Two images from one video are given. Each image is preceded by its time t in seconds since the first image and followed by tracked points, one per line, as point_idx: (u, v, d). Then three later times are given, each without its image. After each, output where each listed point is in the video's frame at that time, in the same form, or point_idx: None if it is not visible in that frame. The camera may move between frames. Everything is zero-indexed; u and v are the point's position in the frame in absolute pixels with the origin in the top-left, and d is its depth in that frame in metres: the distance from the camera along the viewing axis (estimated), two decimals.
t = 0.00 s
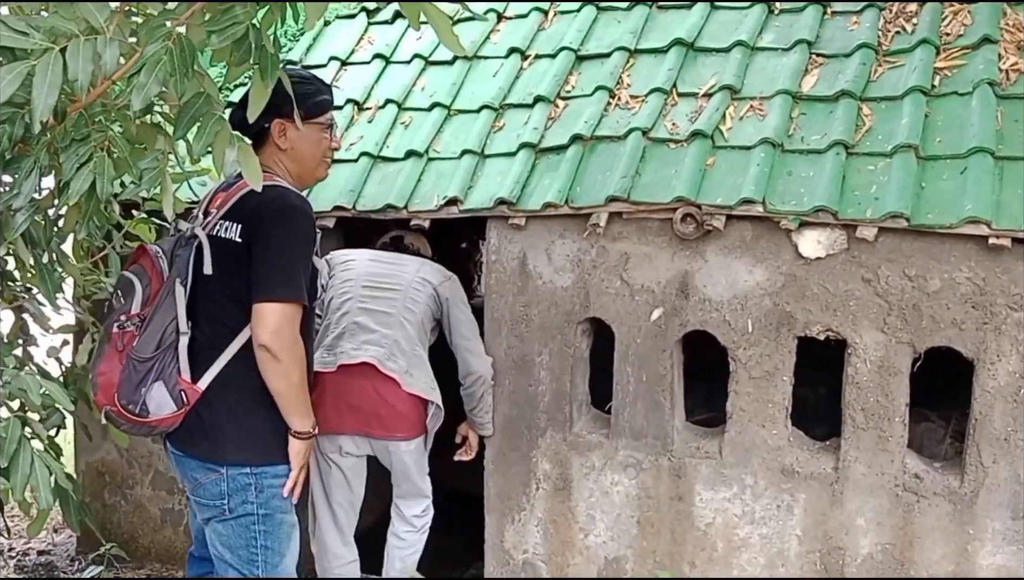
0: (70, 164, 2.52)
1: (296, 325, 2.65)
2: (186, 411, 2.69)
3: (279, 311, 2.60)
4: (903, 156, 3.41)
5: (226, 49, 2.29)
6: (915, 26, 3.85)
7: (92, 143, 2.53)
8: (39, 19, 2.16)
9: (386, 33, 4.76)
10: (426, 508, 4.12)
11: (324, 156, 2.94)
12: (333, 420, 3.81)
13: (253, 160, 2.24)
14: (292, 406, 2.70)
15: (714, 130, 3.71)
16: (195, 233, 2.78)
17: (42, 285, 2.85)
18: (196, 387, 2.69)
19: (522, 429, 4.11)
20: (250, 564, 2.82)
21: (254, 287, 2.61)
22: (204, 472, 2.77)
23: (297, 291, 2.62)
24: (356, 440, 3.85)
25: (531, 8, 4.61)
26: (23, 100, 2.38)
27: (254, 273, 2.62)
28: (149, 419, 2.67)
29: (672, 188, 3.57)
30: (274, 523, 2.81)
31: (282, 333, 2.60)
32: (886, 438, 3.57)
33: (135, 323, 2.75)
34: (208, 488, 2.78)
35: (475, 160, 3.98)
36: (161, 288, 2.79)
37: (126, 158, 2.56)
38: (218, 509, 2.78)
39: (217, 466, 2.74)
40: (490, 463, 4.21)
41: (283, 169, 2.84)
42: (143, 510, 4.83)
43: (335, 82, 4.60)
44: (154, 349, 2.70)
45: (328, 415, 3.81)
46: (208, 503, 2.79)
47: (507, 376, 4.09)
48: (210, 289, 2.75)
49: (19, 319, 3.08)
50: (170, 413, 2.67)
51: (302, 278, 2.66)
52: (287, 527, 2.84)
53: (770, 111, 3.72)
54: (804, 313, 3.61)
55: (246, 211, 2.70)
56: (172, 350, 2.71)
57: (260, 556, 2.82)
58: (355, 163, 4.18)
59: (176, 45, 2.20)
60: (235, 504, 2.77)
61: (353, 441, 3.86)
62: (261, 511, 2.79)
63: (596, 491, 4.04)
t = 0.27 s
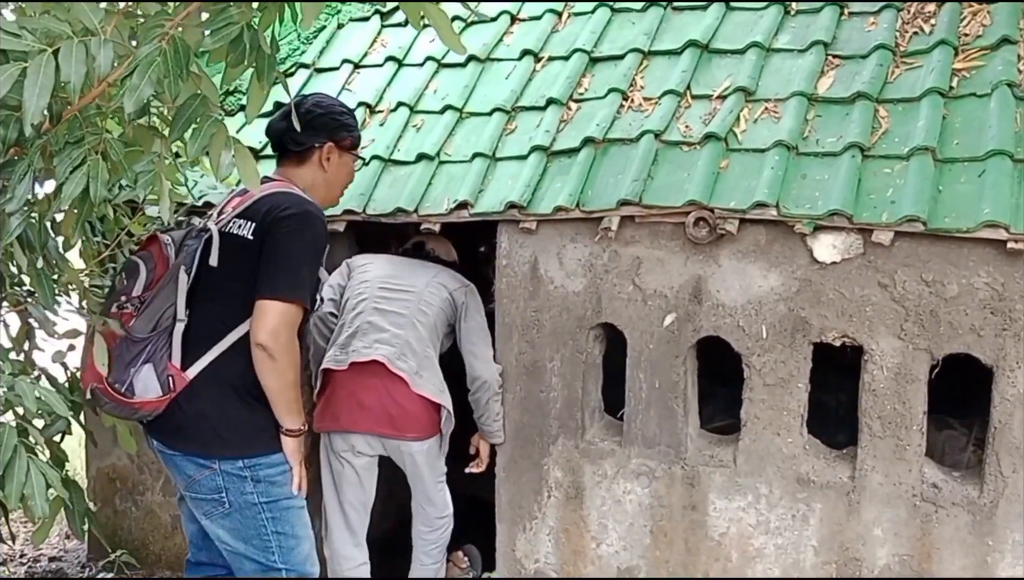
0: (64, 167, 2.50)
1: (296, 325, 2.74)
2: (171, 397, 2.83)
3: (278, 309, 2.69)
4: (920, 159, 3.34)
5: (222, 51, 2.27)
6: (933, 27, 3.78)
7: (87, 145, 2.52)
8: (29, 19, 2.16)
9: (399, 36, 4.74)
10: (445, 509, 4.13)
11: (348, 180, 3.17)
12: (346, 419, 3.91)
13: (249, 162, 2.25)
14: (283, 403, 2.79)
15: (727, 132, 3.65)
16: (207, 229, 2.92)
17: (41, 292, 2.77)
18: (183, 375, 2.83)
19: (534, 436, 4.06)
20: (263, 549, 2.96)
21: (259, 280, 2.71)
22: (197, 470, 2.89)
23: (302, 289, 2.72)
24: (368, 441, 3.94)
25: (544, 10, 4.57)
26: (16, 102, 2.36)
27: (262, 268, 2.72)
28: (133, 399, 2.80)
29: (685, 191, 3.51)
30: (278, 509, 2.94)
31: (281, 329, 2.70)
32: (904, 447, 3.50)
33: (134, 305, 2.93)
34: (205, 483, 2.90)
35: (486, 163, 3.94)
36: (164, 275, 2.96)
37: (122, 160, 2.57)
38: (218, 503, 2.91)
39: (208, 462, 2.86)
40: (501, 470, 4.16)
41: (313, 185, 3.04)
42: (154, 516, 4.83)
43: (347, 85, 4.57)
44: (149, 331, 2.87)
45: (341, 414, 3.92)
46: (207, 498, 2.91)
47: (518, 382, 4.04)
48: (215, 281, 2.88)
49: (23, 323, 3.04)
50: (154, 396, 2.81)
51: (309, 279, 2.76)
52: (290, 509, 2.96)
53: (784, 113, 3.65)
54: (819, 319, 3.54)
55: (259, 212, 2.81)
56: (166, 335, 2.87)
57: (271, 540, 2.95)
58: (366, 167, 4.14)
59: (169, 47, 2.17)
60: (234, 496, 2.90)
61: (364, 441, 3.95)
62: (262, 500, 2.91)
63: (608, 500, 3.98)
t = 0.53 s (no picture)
0: (54, 170, 2.58)
1: (317, 343, 2.76)
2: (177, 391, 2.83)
3: (300, 324, 2.70)
4: (936, 161, 3.27)
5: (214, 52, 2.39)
6: (950, 27, 3.70)
7: (80, 147, 2.61)
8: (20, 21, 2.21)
9: (411, 38, 4.71)
10: (474, 511, 4.31)
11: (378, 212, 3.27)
12: (379, 405, 4.07)
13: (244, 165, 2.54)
14: (295, 416, 2.81)
15: (739, 135, 3.59)
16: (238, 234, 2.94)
17: (35, 292, 2.79)
18: (192, 372, 2.84)
19: (544, 443, 4.01)
20: (272, 545, 2.99)
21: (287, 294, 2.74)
22: (203, 473, 2.88)
23: (328, 309, 2.74)
24: (397, 432, 4.10)
25: (557, 11, 4.52)
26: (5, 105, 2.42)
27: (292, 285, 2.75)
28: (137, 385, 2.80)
29: (696, 195, 3.45)
30: (286, 506, 2.96)
31: (302, 344, 2.71)
32: (920, 456, 3.42)
33: (155, 295, 2.96)
34: (210, 485, 2.89)
35: (496, 166, 3.89)
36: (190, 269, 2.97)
37: (114, 163, 2.67)
38: (225, 504, 2.92)
39: (216, 464, 2.86)
40: (511, 478, 4.11)
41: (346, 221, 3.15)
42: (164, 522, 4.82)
43: (358, 88, 4.54)
44: (166, 322, 2.88)
45: (373, 400, 4.07)
46: (212, 500, 2.91)
47: (528, 388, 3.99)
48: (240, 286, 2.89)
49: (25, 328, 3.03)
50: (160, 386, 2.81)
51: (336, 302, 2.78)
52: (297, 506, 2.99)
53: (798, 115, 3.59)
54: (833, 325, 3.47)
55: (300, 229, 2.85)
56: (183, 329, 2.88)
57: (280, 535, 2.99)
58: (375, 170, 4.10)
59: (159, 48, 2.24)
60: (242, 496, 2.91)
61: (393, 432, 4.10)
62: (270, 497, 2.93)
63: (619, 509, 3.92)
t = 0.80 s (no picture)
0: (45, 172, 2.61)
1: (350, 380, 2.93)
2: (195, 397, 2.90)
3: (337, 363, 2.86)
4: (946, 164, 3.22)
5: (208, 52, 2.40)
6: (961, 27, 3.65)
7: (71, 149, 2.65)
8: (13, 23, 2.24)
9: (417, 40, 4.68)
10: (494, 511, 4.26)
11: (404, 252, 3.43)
12: (411, 386, 4.04)
13: (239, 166, 2.56)
14: (313, 450, 3.00)
15: (747, 136, 3.54)
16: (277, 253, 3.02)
17: (29, 296, 2.81)
18: (214, 380, 2.91)
19: (550, 448, 3.97)
20: (268, 560, 3.04)
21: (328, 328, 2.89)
22: (210, 484, 2.91)
23: (365, 349, 2.90)
24: (427, 414, 4.06)
25: (564, 12, 4.48)
26: None
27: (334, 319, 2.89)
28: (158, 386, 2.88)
29: (703, 197, 3.41)
30: (286, 523, 3.02)
31: (339, 381, 2.87)
32: (930, 462, 3.37)
33: (189, 297, 3.00)
34: (215, 497, 2.93)
35: (502, 168, 3.86)
36: (228, 276, 3.01)
37: (107, 165, 2.73)
38: (227, 517, 2.95)
39: (224, 476, 2.90)
40: (517, 482, 4.07)
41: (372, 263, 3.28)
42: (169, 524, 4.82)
43: (364, 89, 4.52)
44: (197, 328, 2.94)
45: (405, 381, 4.05)
46: (215, 512, 2.94)
47: (533, 392, 3.95)
48: (279, 307, 2.96)
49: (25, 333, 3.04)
50: (180, 390, 2.88)
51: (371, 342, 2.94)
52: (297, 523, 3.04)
53: (806, 116, 3.54)
54: (842, 329, 3.42)
55: (342, 261, 2.97)
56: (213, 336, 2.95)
57: (277, 551, 3.03)
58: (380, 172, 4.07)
59: (150, 48, 2.25)
60: (246, 511, 2.95)
61: (423, 414, 4.06)
62: (272, 514, 2.97)
63: (626, 514, 3.88)
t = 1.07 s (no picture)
0: (37, 173, 2.59)
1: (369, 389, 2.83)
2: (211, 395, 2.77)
3: (358, 372, 2.76)
4: (957, 165, 3.18)
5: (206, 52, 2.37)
6: (971, 27, 3.60)
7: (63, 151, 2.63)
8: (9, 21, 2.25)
9: (421, 40, 4.64)
10: (502, 510, 4.23)
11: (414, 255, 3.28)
12: (421, 374, 4.05)
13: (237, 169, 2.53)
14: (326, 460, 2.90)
15: (754, 138, 3.50)
16: (298, 255, 2.89)
17: (24, 300, 2.77)
18: (231, 379, 2.79)
19: (555, 452, 3.93)
20: (271, 568, 2.89)
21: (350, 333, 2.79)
22: (221, 484, 2.78)
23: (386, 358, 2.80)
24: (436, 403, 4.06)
25: (568, 12, 4.44)
26: None
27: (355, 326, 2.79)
28: (176, 382, 2.73)
29: (709, 199, 3.37)
30: (293, 531, 2.88)
31: (358, 391, 2.78)
32: (940, 468, 3.33)
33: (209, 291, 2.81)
34: (225, 498, 2.79)
35: (507, 169, 3.82)
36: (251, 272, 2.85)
37: (101, 167, 2.70)
38: (235, 519, 2.81)
39: (237, 478, 2.77)
40: (522, 486, 4.03)
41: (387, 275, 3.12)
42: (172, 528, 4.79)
43: (367, 90, 4.49)
44: (219, 324, 2.77)
45: (415, 369, 4.06)
46: (224, 513, 2.80)
47: (538, 395, 3.91)
48: (297, 309, 2.85)
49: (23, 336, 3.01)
50: (197, 387, 2.75)
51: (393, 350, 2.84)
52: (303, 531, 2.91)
53: (814, 117, 3.50)
54: (850, 333, 3.38)
55: (362, 268, 2.86)
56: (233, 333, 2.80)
57: (281, 558, 2.89)
58: (383, 173, 4.04)
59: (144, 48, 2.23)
60: (255, 515, 2.81)
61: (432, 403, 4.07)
62: (282, 520, 2.84)
63: (632, 519, 3.84)
